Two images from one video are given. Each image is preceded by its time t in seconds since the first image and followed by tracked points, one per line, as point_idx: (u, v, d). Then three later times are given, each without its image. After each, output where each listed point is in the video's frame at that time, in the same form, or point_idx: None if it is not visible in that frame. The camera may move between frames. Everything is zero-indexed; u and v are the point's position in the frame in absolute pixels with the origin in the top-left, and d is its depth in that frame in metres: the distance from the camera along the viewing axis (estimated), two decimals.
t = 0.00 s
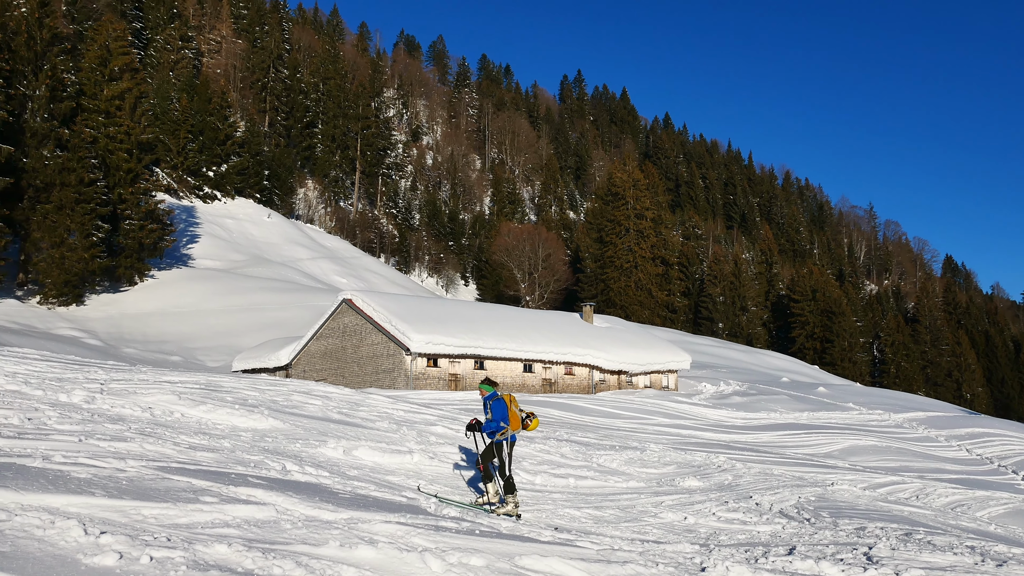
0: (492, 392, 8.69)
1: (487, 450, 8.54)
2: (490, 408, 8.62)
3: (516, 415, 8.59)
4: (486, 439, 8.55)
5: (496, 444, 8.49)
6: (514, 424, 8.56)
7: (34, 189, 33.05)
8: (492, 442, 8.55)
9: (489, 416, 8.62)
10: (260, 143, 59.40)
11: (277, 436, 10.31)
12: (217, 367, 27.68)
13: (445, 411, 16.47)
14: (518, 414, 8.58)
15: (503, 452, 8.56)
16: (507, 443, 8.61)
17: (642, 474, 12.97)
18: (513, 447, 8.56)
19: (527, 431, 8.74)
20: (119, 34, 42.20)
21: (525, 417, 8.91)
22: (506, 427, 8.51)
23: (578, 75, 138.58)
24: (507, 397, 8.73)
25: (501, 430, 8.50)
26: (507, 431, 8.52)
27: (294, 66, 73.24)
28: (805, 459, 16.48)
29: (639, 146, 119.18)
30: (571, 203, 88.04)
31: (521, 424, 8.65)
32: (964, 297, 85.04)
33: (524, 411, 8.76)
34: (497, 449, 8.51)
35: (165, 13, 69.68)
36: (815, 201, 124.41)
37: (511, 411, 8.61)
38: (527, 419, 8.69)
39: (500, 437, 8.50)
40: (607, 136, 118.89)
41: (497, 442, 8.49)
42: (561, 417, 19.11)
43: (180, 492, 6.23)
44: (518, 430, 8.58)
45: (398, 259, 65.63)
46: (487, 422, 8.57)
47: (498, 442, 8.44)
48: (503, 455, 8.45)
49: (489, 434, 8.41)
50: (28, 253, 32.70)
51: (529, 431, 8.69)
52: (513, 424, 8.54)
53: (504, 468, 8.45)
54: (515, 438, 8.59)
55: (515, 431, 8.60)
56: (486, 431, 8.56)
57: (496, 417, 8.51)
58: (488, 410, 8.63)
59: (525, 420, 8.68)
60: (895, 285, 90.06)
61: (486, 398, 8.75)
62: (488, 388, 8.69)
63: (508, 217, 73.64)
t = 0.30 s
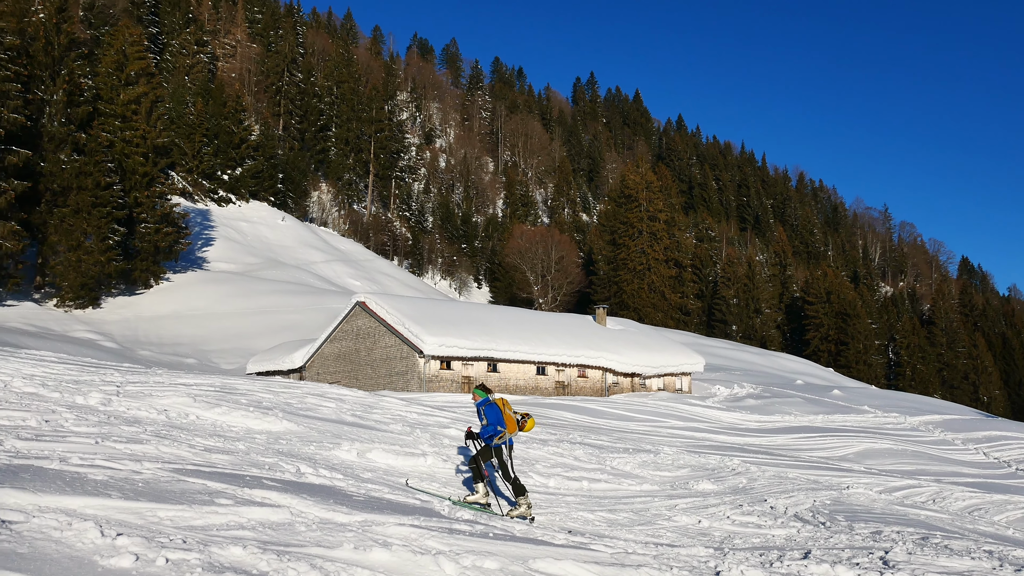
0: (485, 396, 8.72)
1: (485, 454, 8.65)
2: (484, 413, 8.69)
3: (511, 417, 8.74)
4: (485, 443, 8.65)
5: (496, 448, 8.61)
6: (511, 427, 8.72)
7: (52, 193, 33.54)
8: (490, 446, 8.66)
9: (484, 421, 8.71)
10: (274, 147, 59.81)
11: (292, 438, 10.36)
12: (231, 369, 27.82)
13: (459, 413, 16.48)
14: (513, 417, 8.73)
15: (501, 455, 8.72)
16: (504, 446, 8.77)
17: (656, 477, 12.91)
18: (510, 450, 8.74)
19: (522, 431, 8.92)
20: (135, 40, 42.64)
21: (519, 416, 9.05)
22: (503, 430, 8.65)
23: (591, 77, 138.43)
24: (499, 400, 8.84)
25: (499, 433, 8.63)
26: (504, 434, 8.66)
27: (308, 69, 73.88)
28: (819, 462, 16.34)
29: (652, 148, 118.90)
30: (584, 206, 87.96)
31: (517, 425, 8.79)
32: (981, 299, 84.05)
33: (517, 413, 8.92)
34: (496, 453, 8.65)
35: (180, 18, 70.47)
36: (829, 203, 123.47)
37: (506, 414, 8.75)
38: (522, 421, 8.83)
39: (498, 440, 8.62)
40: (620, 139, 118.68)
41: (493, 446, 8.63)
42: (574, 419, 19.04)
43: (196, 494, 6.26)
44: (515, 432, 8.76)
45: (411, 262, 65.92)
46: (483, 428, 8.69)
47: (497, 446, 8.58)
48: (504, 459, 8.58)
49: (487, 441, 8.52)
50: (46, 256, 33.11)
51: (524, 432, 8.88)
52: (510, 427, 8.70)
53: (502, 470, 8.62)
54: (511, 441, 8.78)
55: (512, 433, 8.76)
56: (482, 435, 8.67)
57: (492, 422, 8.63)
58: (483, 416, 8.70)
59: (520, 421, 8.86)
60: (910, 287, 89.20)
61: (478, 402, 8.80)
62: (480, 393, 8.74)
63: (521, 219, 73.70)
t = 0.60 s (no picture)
0: (483, 387, 8.85)
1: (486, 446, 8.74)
2: (481, 402, 8.79)
3: (508, 406, 8.88)
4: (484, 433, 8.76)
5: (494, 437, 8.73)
6: (508, 415, 8.85)
7: (69, 197, 33.88)
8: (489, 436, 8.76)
9: (481, 410, 8.81)
10: (288, 150, 60.27)
11: (307, 441, 10.39)
12: (247, 372, 27.98)
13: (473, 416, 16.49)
14: (510, 405, 8.88)
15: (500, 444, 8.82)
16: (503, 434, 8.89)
17: (670, 480, 12.82)
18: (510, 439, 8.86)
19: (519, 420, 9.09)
20: (150, 44, 42.99)
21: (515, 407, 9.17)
22: (501, 419, 8.77)
23: (604, 79, 138.26)
24: (496, 390, 8.97)
25: (497, 422, 8.75)
26: (502, 422, 8.79)
27: (322, 73, 74.42)
28: (836, 466, 16.16)
29: (665, 150, 118.58)
30: (598, 208, 87.81)
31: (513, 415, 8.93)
32: (1000, 301, 82.95)
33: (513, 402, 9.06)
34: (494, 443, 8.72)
35: (195, 23, 71.21)
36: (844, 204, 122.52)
37: (503, 403, 8.88)
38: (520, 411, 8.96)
39: (496, 429, 8.73)
40: (633, 140, 118.42)
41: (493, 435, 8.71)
42: (588, 422, 18.97)
43: (212, 497, 6.28)
44: (512, 421, 8.88)
45: (425, 264, 66.06)
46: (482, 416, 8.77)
47: (496, 435, 8.68)
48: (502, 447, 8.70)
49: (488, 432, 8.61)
50: (63, 259, 33.47)
51: (522, 420, 9.03)
52: (508, 416, 8.83)
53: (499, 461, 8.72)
54: (509, 430, 8.90)
55: (508, 422, 8.89)
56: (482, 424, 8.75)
57: (491, 411, 8.73)
58: (481, 405, 8.79)
59: (517, 410, 9.01)
60: (926, 288, 88.26)
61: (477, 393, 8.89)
62: (479, 383, 8.86)
63: (534, 222, 73.68)
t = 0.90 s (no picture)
0: (490, 385, 9.01)
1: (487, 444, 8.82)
2: (488, 400, 8.92)
3: (514, 408, 8.93)
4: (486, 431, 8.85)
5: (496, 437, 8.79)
6: (512, 417, 8.90)
7: (88, 201, 34.50)
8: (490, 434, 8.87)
9: (486, 409, 8.94)
10: (303, 153, 60.64)
11: (323, 443, 10.43)
12: (262, 374, 28.17)
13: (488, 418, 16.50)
14: (516, 408, 8.91)
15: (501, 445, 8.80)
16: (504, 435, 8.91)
17: (686, 483, 12.75)
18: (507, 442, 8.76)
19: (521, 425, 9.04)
20: (167, 49, 43.32)
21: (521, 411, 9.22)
22: (504, 420, 8.86)
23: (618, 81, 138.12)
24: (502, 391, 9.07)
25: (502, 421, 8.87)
26: (505, 423, 8.87)
27: (336, 77, 74.94)
28: (852, 469, 16.00)
29: (679, 152, 118.13)
30: (612, 210, 87.57)
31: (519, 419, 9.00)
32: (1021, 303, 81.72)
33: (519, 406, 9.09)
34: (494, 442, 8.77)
35: (212, 28, 72.07)
36: (860, 206, 121.45)
37: (508, 404, 8.94)
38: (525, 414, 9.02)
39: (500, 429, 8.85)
40: (647, 142, 118.09)
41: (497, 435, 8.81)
42: (603, 425, 18.90)
43: (229, 498, 6.33)
44: (516, 423, 8.92)
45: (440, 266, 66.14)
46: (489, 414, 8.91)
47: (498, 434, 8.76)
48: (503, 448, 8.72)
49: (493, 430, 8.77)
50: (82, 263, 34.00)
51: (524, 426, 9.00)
52: (513, 417, 8.88)
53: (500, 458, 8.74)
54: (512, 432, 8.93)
55: (512, 424, 8.93)
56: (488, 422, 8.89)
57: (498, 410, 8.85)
58: (487, 404, 8.92)
59: (521, 414, 8.99)
60: (944, 290, 87.21)
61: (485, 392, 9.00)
62: (486, 381, 9.02)
63: (548, 224, 73.62)
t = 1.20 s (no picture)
0: (487, 388, 9.00)
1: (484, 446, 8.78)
2: (484, 403, 8.90)
3: (511, 410, 8.93)
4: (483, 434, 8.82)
5: (493, 439, 8.77)
6: (510, 420, 8.89)
7: (106, 205, 34.91)
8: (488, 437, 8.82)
9: (483, 411, 8.92)
10: (318, 157, 61.02)
11: (338, 445, 10.47)
12: (278, 377, 28.33)
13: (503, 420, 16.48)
14: (513, 410, 8.92)
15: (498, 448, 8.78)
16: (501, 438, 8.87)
17: (701, 486, 12.67)
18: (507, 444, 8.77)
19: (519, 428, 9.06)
20: (183, 54, 43.61)
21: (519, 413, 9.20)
22: (502, 422, 8.84)
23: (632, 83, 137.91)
24: (499, 395, 9.08)
25: (498, 424, 8.83)
26: (503, 425, 8.84)
27: (351, 80, 75.40)
28: (870, 472, 15.82)
29: (694, 154, 117.60)
30: (626, 212, 87.33)
31: (516, 421, 8.96)
32: None
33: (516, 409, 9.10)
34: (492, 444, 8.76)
35: (227, 33, 72.84)
36: (877, 207, 120.37)
37: (505, 407, 8.95)
38: (522, 416, 8.98)
39: (497, 430, 8.80)
40: (661, 144, 117.69)
41: (494, 436, 8.78)
42: (617, 427, 18.83)
43: (245, 501, 6.36)
44: (513, 425, 8.92)
45: (454, 269, 66.33)
46: (484, 418, 8.87)
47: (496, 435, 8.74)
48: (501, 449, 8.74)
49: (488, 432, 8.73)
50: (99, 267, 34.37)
51: (522, 428, 9.02)
52: (510, 419, 8.87)
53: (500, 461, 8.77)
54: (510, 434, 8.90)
55: (510, 426, 8.91)
56: (483, 425, 8.87)
57: (494, 412, 8.83)
58: (484, 407, 8.90)
59: (519, 417, 9.01)
60: (963, 292, 86.09)
61: (480, 395, 9.00)
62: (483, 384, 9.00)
63: (562, 226, 73.59)
